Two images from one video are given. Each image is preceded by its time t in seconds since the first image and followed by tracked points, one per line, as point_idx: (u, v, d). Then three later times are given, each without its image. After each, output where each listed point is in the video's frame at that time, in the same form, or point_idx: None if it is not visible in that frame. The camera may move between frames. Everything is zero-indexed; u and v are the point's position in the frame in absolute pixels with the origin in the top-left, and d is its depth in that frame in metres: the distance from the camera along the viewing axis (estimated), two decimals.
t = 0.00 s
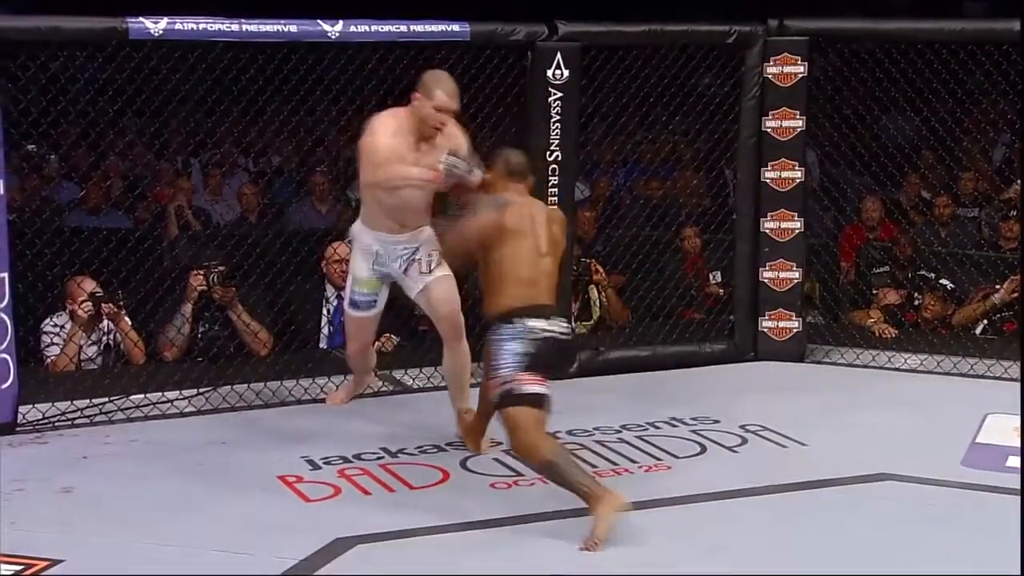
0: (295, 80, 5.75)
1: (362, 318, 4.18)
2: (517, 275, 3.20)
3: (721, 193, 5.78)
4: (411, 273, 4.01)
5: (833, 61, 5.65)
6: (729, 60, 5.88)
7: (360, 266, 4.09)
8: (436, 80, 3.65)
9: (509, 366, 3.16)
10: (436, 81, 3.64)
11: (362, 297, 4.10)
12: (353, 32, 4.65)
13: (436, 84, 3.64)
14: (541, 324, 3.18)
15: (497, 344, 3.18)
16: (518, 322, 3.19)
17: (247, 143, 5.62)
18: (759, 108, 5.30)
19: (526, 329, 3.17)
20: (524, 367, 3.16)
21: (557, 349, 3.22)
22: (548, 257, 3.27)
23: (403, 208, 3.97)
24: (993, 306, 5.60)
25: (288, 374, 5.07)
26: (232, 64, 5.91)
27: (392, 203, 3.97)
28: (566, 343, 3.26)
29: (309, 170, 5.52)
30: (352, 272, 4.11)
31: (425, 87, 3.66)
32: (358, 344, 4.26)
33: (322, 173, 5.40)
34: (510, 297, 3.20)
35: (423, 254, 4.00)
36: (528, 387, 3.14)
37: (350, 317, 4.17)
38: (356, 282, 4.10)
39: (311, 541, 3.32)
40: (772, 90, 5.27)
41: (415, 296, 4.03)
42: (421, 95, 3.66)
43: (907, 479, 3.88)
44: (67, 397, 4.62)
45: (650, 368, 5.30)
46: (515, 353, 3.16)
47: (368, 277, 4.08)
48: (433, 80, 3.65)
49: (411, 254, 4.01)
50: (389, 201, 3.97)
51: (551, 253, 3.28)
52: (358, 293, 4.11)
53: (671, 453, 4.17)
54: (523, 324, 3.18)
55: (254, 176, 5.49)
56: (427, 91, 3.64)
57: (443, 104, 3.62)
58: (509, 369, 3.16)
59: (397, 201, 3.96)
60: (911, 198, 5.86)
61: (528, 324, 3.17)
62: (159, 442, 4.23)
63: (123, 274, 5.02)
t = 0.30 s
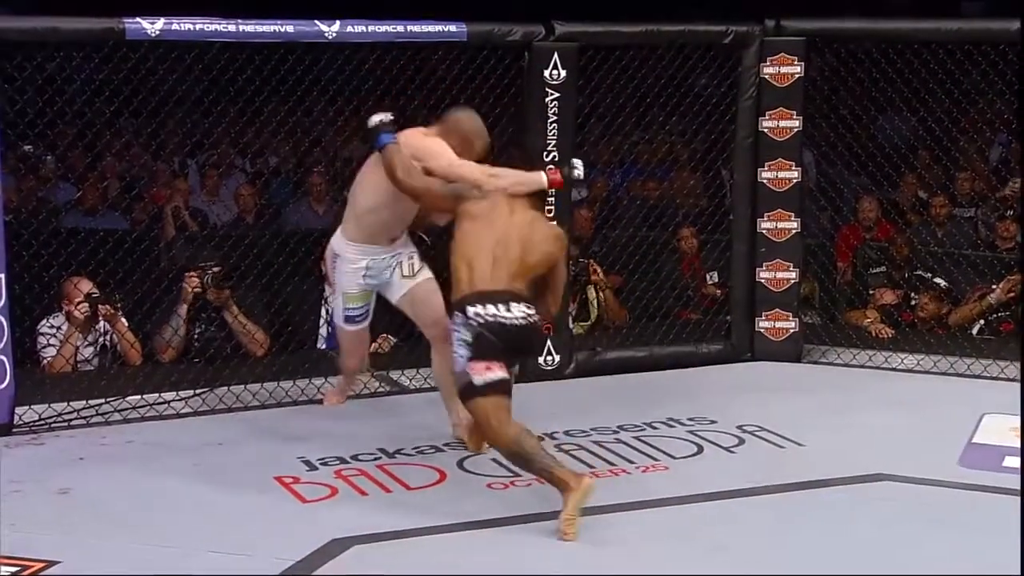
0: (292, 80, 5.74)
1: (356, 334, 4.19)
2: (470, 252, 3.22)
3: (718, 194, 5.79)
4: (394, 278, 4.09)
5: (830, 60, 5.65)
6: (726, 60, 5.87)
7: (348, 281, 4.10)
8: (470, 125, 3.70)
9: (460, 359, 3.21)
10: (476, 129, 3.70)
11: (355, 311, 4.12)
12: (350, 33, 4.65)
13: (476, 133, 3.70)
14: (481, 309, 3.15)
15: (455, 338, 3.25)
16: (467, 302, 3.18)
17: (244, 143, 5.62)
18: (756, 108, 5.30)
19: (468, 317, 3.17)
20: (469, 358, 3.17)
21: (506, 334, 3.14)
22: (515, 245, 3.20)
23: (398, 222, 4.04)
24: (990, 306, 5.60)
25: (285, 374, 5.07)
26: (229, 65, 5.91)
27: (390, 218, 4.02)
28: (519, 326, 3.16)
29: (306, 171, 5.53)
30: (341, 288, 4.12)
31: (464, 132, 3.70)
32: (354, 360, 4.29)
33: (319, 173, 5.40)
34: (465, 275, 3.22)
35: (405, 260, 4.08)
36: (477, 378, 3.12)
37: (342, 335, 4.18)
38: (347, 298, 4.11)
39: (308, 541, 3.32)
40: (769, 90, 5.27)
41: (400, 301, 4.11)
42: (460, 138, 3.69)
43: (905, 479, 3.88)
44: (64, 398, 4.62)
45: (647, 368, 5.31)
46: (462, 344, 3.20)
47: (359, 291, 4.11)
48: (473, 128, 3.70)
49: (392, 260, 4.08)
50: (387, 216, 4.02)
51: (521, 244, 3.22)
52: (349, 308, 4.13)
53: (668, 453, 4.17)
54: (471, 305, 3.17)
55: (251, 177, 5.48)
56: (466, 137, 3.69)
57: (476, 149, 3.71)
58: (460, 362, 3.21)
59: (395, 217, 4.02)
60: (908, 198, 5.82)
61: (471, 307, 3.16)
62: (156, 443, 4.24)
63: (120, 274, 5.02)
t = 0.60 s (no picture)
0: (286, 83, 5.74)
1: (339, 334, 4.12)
2: (463, 255, 3.25)
3: (712, 198, 5.77)
4: (383, 282, 4.11)
5: (824, 64, 5.66)
6: (720, 64, 5.87)
7: (337, 277, 4.09)
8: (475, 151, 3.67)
9: (454, 358, 3.15)
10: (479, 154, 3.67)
11: (343, 309, 4.10)
12: (345, 37, 4.65)
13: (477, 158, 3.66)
14: (485, 312, 3.15)
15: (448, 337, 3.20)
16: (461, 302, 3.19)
17: (238, 147, 5.62)
18: (750, 112, 5.30)
19: (470, 318, 3.15)
20: (466, 359, 3.14)
21: (505, 339, 3.17)
22: (508, 249, 3.28)
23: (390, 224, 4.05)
24: (982, 310, 5.60)
25: (279, 378, 5.07)
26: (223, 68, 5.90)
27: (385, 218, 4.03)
28: (520, 331, 3.20)
29: (301, 175, 5.53)
30: (329, 285, 4.10)
31: (466, 157, 3.67)
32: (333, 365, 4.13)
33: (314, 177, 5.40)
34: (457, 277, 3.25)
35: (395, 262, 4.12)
36: (468, 378, 3.14)
37: (325, 334, 4.12)
38: (336, 295, 4.09)
39: (302, 545, 3.32)
40: (764, 94, 5.28)
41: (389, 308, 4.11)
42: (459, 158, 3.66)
43: (898, 483, 3.89)
44: (57, 401, 4.61)
45: (641, 372, 5.31)
46: (459, 344, 3.16)
47: (348, 289, 4.09)
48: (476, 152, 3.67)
49: (387, 263, 4.11)
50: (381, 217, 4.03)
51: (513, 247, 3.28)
52: (337, 306, 4.10)
53: (662, 457, 4.17)
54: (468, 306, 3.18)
55: (245, 180, 5.48)
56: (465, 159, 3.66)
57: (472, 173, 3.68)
58: (451, 361, 3.16)
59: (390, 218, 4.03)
60: (901, 201, 5.86)
61: (474, 310, 3.16)
62: (150, 447, 4.23)
63: (113, 279, 5.04)
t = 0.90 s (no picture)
0: (278, 87, 5.74)
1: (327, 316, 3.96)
2: (462, 254, 3.43)
3: (703, 201, 5.77)
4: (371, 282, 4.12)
5: (815, 67, 5.67)
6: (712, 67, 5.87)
7: (324, 258, 3.99)
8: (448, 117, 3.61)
9: (461, 345, 3.24)
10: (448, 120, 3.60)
11: (329, 289, 3.97)
12: (336, 40, 4.65)
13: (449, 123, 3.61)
14: (502, 312, 3.33)
15: (455, 328, 3.30)
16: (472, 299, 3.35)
17: (230, 151, 5.61)
18: (741, 115, 5.31)
19: (486, 316, 3.30)
20: (472, 351, 3.25)
21: (509, 344, 3.35)
22: (494, 240, 3.52)
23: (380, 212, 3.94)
24: (974, 312, 5.61)
25: (271, 382, 5.06)
26: (215, 72, 5.90)
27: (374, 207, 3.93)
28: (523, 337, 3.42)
29: (293, 178, 5.53)
30: (314, 265, 3.99)
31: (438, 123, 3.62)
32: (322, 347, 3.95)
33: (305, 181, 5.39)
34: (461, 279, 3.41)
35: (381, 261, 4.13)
36: (457, 371, 3.20)
37: (309, 314, 3.96)
38: (322, 273, 3.97)
39: (294, 548, 3.32)
40: (755, 97, 5.29)
41: (373, 311, 4.12)
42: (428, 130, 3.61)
43: (889, 484, 3.89)
44: (48, 406, 4.60)
45: (633, 375, 5.31)
46: (469, 335, 3.27)
47: (335, 270, 3.99)
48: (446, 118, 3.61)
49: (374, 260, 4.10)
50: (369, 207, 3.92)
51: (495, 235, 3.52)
52: (323, 285, 3.97)
53: (654, 460, 4.17)
54: (478, 303, 3.34)
55: (237, 184, 5.53)
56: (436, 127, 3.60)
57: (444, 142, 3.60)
58: (456, 347, 3.24)
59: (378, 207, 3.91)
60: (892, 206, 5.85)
61: (491, 307, 3.32)
62: (142, 451, 4.22)
63: (104, 282, 5.08)
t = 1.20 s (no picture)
0: (274, 90, 5.74)
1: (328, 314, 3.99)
2: (461, 265, 3.33)
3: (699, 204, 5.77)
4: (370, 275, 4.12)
5: (810, 70, 5.67)
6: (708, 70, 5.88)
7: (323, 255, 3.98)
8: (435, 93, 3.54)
9: (452, 349, 3.23)
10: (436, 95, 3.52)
11: (329, 288, 3.98)
12: (332, 43, 4.65)
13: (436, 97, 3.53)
14: (496, 321, 3.29)
15: (448, 329, 3.28)
16: (474, 309, 3.29)
17: (226, 153, 5.61)
18: (737, 118, 5.32)
19: (480, 324, 3.27)
20: (462, 358, 3.24)
21: (500, 354, 3.33)
22: (484, 238, 3.42)
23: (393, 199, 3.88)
24: (969, 313, 5.63)
25: (267, 385, 5.06)
26: (211, 75, 5.89)
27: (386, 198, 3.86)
28: (515, 347, 3.38)
29: (288, 181, 5.53)
30: (315, 265, 3.98)
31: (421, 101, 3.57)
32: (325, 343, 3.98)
33: (301, 183, 5.40)
34: (458, 291, 3.32)
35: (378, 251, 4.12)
36: (445, 377, 3.19)
37: (312, 315, 3.98)
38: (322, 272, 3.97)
39: (289, 552, 3.31)
40: (751, 100, 5.29)
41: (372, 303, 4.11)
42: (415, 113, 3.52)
43: (885, 487, 3.89)
44: (44, 409, 4.59)
45: (630, 377, 5.32)
46: (460, 340, 3.25)
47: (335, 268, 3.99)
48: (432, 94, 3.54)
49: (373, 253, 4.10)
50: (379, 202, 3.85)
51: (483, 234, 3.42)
52: (324, 285, 3.97)
53: (651, 462, 4.17)
54: (476, 311, 3.29)
55: (232, 186, 5.47)
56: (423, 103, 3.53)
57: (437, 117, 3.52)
58: (446, 351, 3.22)
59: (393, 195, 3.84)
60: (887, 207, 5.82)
61: (485, 317, 3.28)
62: (137, 455, 4.21)
63: (100, 285, 5.04)
